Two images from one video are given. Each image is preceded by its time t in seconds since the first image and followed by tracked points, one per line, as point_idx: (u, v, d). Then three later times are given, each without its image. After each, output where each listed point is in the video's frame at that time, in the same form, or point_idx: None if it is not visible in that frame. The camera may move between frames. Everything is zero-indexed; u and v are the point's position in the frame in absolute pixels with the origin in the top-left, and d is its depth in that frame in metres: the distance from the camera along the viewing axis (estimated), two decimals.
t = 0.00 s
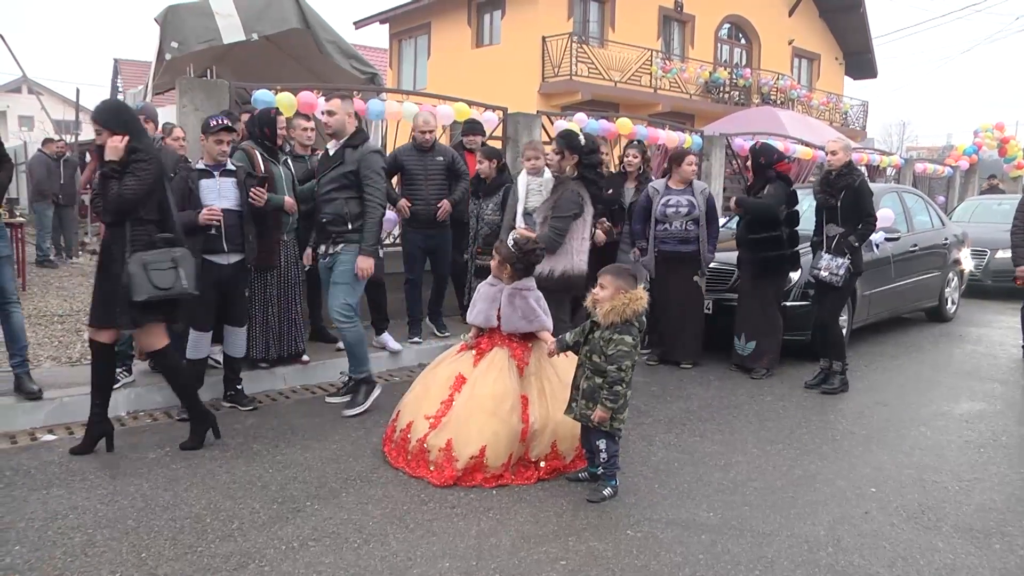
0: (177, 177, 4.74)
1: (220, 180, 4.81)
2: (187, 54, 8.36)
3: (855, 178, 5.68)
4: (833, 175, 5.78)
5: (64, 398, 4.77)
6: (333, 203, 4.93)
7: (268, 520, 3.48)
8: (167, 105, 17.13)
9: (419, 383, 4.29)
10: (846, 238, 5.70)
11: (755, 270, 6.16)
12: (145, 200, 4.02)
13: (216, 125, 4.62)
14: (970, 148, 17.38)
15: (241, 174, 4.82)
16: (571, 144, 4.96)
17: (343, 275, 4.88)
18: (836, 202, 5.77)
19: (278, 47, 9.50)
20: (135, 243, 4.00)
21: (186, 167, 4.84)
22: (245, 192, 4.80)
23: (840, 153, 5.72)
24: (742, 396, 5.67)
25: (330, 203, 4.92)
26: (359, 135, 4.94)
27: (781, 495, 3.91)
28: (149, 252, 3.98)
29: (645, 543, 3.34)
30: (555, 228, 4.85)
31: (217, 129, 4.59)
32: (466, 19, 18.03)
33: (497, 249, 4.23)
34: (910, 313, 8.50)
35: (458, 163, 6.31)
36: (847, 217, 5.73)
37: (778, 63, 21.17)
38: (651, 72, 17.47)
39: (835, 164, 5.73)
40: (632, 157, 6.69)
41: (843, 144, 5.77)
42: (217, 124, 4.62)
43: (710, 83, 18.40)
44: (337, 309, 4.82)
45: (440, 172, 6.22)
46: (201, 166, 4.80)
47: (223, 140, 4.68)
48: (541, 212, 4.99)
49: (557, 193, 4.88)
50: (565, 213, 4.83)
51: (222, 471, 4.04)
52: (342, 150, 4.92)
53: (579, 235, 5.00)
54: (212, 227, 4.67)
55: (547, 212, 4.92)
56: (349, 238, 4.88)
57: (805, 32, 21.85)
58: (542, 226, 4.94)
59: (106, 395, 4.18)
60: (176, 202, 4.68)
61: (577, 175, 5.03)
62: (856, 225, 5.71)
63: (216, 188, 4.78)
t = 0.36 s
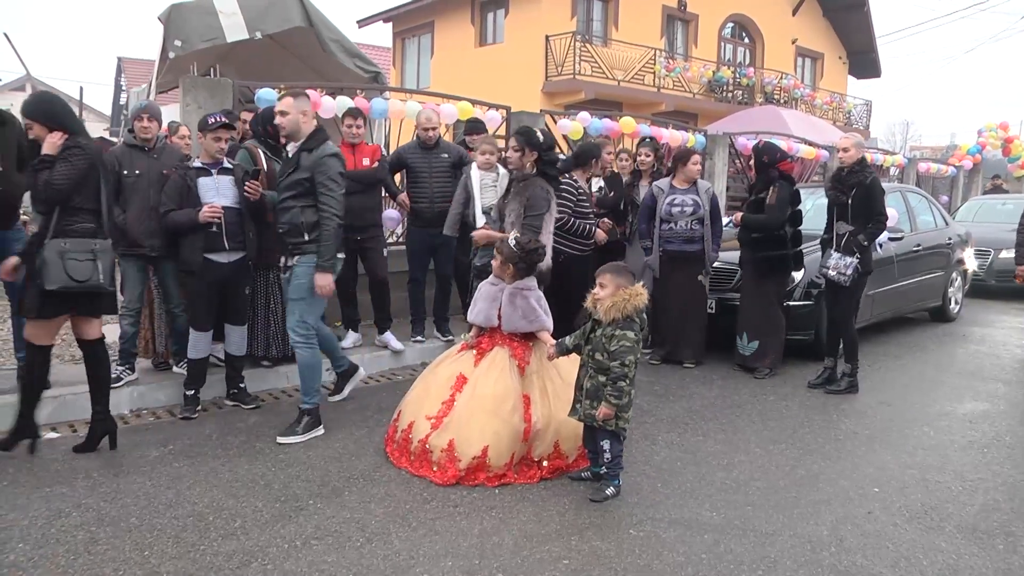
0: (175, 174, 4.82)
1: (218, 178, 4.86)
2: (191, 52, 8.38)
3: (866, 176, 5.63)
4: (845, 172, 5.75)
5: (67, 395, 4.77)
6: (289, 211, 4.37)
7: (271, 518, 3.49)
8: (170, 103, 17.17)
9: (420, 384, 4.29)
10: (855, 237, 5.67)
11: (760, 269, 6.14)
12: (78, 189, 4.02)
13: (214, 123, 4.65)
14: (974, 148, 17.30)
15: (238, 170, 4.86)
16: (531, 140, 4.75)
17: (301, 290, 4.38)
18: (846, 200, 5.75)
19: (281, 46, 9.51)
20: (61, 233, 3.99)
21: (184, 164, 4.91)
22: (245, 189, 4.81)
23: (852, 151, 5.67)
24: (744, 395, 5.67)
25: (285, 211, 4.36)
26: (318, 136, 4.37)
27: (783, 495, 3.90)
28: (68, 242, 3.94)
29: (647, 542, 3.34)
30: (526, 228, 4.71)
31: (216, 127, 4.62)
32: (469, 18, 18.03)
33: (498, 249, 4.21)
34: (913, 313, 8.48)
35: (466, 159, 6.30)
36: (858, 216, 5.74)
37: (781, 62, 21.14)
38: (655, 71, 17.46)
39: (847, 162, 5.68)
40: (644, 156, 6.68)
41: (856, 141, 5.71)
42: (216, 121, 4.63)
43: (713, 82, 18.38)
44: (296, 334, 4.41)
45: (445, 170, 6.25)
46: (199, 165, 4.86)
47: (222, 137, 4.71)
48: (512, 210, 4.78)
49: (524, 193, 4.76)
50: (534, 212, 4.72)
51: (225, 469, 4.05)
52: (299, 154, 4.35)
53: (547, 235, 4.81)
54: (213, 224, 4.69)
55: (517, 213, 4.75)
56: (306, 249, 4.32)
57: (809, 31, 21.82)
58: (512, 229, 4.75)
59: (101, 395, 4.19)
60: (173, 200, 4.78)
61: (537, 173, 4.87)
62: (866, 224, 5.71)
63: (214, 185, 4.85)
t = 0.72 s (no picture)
0: (163, 172, 4.79)
1: (206, 175, 4.84)
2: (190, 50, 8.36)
3: (874, 176, 5.65)
4: (852, 172, 5.77)
5: (67, 394, 4.77)
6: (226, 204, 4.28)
7: (270, 517, 3.49)
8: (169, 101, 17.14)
9: (418, 384, 4.30)
10: (861, 237, 5.67)
11: (760, 266, 6.11)
12: None
13: (204, 120, 4.65)
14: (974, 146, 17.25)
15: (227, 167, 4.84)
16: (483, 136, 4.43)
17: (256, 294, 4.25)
18: (853, 200, 5.76)
19: (281, 44, 9.50)
20: None
21: (172, 161, 4.88)
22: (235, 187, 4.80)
23: (859, 148, 5.66)
24: (743, 394, 5.67)
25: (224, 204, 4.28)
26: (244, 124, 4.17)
27: (783, 494, 3.90)
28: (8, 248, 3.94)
29: (647, 541, 3.34)
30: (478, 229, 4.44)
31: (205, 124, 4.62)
32: (468, 16, 18.01)
33: (496, 248, 4.21)
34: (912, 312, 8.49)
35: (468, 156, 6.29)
36: (863, 217, 5.73)
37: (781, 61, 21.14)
38: (654, 69, 17.46)
39: (854, 160, 5.69)
40: (648, 155, 6.63)
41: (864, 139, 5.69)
42: (205, 118, 4.63)
43: (713, 81, 18.38)
44: (286, 339, 4.30)
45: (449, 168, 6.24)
46: (185, 162, 4.83)
47: (212, 134, 4.71)
48: (457, 207, 4.47)
49: (471, 190, 4.44)
50: (482, 211, 4.42)
51: (225, 467, 4.05)
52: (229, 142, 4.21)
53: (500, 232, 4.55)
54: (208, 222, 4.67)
55: (463, 212, 4.44)
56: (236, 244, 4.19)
57: (808, 30, 21.81)
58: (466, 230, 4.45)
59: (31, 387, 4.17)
60: (161, 196, 4.75)
61: (485, 170, 4.56)
62: (873, 223, 5.70)
63: (203, 182, 4.82)
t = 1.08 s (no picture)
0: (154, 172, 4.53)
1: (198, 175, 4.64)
2: (188, 50, 8.36)
3: (871, 176, 5.66)
4: (850, 172, 5.78)
5: (63, 394, 4.76)
6: (147, 201, 4.13)
7: (268, 517, 3.49)
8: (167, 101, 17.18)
9: (415, 384, 4.29)
10: (858, 238, 5.68)
11: (760, 267, 6.10)
12: None
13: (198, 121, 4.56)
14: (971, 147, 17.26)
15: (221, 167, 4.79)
16: (425, 134, 4.42)
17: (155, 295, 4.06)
18: (850, 201, 5.76)
19: (278, 44, 9.50)
20: None
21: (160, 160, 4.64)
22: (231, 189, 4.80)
23: (857, 149, 5.69)
24: (741, 394, 5.68)
25: (143, 202, 4.12)
26: (166, 117, 4.02)
27: (780, 494, 3.91)
28: None
29: (645, 541, 3.34)
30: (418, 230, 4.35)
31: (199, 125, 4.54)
32: (466, 16, 18.01)
33: (495, 249, 4.22)
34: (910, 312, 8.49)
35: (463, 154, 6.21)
36: (862, 217, 5.72)
37: (779, 61, 21.16)
38: (652, 69, 17.47)
39: (851, 161, 5.71)
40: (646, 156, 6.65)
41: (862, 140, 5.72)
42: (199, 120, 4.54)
43: (711, 81, 18.38)
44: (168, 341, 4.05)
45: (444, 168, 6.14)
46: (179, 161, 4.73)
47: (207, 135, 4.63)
48: (400, 209, 4.36)
49: (414, 189, 4.36)
50: (427, 210, 4.35)
51: (223, 467, 4.04)
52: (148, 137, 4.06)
53: (438, 230, 4.50)
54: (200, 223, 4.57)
55: (406, 213, 4.34)
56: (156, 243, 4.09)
57: (806, 30, 21.83)
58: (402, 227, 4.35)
59: None
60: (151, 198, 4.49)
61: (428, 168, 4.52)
62: (870, 225, 5.70)
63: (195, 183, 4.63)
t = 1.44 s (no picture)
0: (163, 173, 4.54)
1: (205, 176, 4.75)
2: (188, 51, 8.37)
3: (862, 175, 5.65)
4: (842, 172, 5.77)
5: (63, 395, 4.76)
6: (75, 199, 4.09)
7: (268, 517, 3.49)
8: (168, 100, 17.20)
9: (414, 384, 4.29)
10: (851, 237, 5.66)
11: (761, 267, 6.09)
12: None
13: (203, 121, 4.55)
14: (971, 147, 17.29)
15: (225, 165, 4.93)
16: (356, 129, 4.29)
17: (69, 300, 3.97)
18: (843, 200, 5.76)
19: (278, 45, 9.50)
20: None
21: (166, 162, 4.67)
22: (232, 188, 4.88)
23: (849, 149, 5.70)
24: (741, 394, 5.67)
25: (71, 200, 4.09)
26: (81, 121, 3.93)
27: (780, 494, 3.91)
28: None
29: (644, 541, 3.34)
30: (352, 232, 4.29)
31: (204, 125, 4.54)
32: (466, 17, 18.01)
33: (495, 249, 4.21)
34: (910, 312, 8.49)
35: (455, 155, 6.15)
36: (856, 215, 5.71)
37: (779, 62, 21.16)
38: (652, 70, 17.48)
39: (843, 161, 5.71)
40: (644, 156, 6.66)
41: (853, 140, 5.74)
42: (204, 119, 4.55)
43: (711, 81, 18.39)
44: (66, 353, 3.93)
45: (436, 171, 6.07)
46: (184, 163, 4.71)
47: (210, 134, 4.64)
48: (330, 207, 4.30)
49: (346, 187, 4.30)
50: (357, 211, 4.28)
51: (223, 468, 4.04)
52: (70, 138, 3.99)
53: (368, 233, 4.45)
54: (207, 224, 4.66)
55: (336, 211, 4.30)
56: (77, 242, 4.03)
57: (806, 30, 21.85)
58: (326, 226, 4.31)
59: None
60: (160, 197, 4.49)
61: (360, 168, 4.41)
62: (863, 223, 5.70)
63: (202, 182, 4.72)
